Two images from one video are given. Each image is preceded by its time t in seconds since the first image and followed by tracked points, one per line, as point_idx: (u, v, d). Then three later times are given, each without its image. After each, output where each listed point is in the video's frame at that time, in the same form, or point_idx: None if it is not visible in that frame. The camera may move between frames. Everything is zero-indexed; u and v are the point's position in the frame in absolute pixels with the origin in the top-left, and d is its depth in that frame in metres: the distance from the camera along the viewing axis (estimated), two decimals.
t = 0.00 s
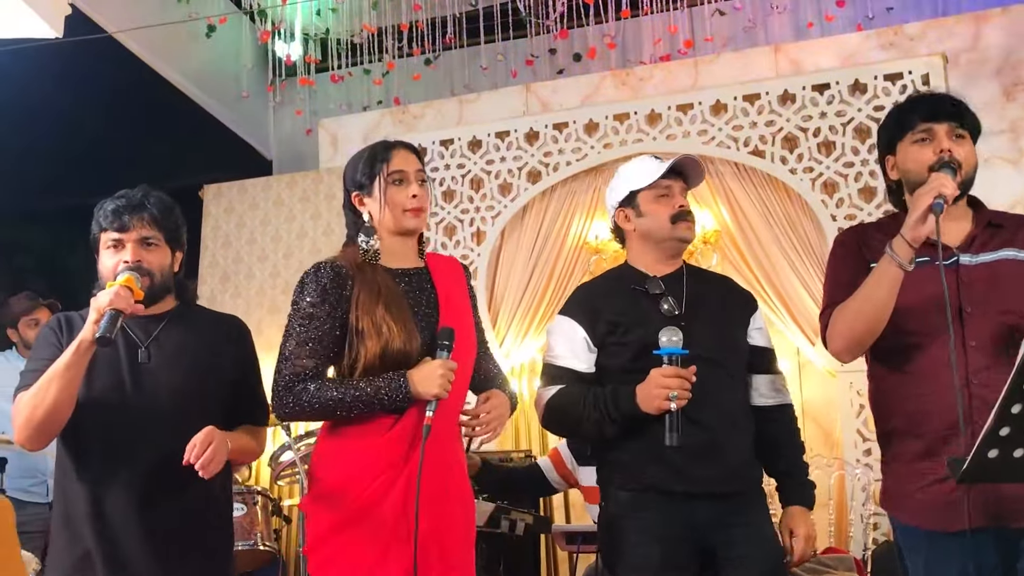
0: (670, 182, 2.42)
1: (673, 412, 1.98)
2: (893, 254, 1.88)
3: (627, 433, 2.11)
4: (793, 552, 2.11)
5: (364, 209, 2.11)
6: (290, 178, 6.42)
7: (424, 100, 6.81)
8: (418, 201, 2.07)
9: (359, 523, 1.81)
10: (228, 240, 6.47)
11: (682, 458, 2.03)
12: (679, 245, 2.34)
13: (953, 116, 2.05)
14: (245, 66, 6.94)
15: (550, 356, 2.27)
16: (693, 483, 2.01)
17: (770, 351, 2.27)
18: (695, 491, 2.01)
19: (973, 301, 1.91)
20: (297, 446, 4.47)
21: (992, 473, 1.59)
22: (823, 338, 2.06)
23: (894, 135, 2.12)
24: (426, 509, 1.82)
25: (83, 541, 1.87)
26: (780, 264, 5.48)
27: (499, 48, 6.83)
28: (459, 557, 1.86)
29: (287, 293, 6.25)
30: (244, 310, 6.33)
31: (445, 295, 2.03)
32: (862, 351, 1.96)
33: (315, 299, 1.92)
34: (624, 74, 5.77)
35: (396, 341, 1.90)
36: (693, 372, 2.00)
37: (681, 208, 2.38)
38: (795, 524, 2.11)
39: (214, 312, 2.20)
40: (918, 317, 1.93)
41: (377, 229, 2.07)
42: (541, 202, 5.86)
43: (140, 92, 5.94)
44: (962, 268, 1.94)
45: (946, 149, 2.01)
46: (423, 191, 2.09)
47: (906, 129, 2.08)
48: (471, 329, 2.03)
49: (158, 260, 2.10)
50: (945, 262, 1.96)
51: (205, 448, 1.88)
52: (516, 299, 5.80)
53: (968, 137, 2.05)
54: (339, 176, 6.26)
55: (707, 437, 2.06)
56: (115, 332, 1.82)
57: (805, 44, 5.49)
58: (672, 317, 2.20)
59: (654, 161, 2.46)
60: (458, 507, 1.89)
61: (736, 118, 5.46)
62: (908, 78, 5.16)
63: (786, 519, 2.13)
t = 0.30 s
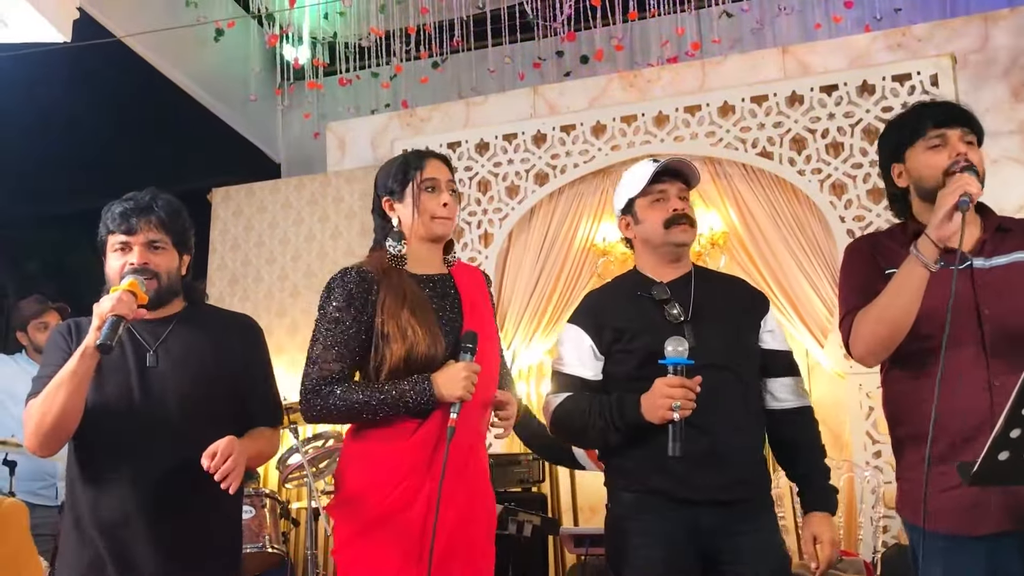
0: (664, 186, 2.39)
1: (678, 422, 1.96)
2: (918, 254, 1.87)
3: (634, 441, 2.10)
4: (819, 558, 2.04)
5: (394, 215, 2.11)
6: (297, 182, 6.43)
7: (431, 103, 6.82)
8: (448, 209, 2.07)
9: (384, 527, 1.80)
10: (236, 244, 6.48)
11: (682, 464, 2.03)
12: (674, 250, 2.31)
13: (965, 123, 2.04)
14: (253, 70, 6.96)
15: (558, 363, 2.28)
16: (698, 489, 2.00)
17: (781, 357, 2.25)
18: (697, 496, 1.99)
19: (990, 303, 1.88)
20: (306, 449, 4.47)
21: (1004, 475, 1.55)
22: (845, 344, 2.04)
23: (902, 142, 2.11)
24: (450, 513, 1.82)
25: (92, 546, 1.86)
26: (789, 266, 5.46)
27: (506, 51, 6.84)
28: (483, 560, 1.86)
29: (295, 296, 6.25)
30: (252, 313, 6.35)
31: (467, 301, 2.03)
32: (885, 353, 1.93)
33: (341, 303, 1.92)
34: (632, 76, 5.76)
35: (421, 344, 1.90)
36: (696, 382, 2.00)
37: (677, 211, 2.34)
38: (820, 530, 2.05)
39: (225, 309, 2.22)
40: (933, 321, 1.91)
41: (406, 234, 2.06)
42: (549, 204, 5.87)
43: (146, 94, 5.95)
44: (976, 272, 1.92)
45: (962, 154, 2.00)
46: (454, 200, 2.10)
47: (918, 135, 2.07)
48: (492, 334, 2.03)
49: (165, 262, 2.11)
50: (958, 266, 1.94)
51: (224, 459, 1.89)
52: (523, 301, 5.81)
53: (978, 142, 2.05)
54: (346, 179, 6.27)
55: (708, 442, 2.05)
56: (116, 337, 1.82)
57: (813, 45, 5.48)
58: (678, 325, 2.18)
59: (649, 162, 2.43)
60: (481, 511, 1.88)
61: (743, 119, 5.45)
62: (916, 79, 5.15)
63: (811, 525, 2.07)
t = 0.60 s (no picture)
0: (657, 191, 2.38)
1: (667, 428, 1.94)
2: (918, 251, 1.86)
3: (634, 448, 2.09)
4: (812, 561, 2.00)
5: (414, 211, 2.07)
6: (297, 182, 6.43)
7: (431, 104, 6.82)
8: (467, 216, 2.11)
9: (389, 527, 1.80)
10: (236, 245, 6.48)
11: (677, 469, 2.02)
12: (666, 256, 2.29)
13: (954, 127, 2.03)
14: (253, 71, 6.96)
15: (554, 370, 2.28)
16: (696, 493, 1.99)
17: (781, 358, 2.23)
18: (696, 500, 1.98)
19: (988, 311, 1.88)
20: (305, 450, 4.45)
21: (1002, 478, 1.54)
22: (845, 344, 2.04)
23: (900, 146, 2.10)
24: (456, 514, 1.82)
25: (89, 549, 1.85)
26: (791, 268, 5.46)
27: (507, 52, 6.83)
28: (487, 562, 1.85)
29: (294, 297, 6.25)
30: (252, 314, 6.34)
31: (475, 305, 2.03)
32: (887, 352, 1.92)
33: (353, 297, 1.90)
34: (632, 77, 5.76)
35: (433, 342, 1.89)
36: (687, 387, 1.97)
37: (670, 216, 2.33)
38: (813, 532, 2.01)
39: (225, 310, 2.22)
40: (933, 325, 1.91)
41: (423, 230, 2.05)
42: (549, 206, 5.88)
43: (146, 95, 5.94)
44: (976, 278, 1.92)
45: (958, 158, 1.99)
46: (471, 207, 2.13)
47: (914, 141, 2.06)
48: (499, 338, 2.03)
49: (162, 263, 2.10)
50: (957, 273, 1.94)
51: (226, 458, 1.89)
52: (523, 302, 5.81)
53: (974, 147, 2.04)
54: (346, 179, 6.27)
55: (701, 447, 2.04)
56: (110, 340, 1.82)
57: (814, 47, 5.48)
58: (673, 330, 2.17)
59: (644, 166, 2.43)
60: (484, 514, 1.88)
61: (743, 121, 5.44)
62: (917, 80, 5.14)
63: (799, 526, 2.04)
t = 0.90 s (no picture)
0: (645, 188, 2.37)
1: (652, 427, 1.93)
2: (906, 248, 1.88)
3: (621, 444, 2.08)
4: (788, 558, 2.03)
5: (410, 205, 2.05)
6: (287, 180, 6.41)
7: (422, 102, 6.80)
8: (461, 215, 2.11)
9: (381, 524, 1.79)
10: (225, 242, 6.46)
11: (665, 466, 2.01)
12: (654, 251, 2.29)
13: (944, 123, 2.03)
14: (244, 67, 6.92)
15: (540, 363, 2.28)
16: (685, 490, 1.99)
17: (768, 354, 2.23)
18: (687, 497, 1.98)
19: (977, 307, 1.88)
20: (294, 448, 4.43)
21: (991, 479, 1.54)
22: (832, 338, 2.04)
23: (894, 142, 2.10)
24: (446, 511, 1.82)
25: (71, 547, 1.84)
26: (781, 268, 5.49)
27: (498, 50, 6.81)
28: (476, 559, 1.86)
29: (283, 294, 6.23)
30: (241, 312, 6.32)
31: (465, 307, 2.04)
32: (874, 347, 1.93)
33: (353, 291, 1.87)
34: (624, 77, 5.75)
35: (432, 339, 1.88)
36: (673, 387, 1.96)
37: (657, 213, 2.32)
38: (788, 528, 2.03)
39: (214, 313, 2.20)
40: (921, 319, 1.90)
41: (421, 224, 2.04)
42: (539, 205, 5.87)
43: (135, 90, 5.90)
44: (966, 275, 1.91)
45: (947, 154, 2.00)
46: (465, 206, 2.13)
47: (906, 135, 2.07)
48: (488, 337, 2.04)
49: (152, 259, 2.08)
50: (949, 268, 1.93)
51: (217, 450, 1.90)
52: (513, 302, 5.82)
53: (967, 143, 2.04)
54: (337, 177, 6.25)
55: (690, 445, 2.03)
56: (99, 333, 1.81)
57: (805, 48, 5.48)
58: (662, 325, 2.16)
59: (631, 162, 2.42)
60: (473, 512, 1.88)
61: (734, 121, 5.44)
62: (907, 82, 5.15)
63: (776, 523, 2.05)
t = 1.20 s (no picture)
0: (629, 183, 2.37)
1: (639, 425, 1.93)
2: (885, 241, 1.87)
3: (605, 441, 2.07)
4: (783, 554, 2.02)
5: (385, 193, 2.02)
6: (270, 173, 6.36)
7: (406, 96, 6.76)
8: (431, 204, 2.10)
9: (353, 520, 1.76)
10: (207, 235, 6.41)
11: (651, 462, 2.01)
12: (637, 246, 2.28)
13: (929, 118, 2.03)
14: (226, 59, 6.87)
15: (524, 358, 2.26)
16: (669, 485, 1.98)
17: (752, 349, 2.22)
18: (675, 492, 1.98)
19: (963, 303, 1.87)
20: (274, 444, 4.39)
21: (973, 475, 1.53)
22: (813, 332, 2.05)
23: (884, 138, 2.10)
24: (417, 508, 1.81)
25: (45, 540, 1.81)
26: (762, 266, 5.49)
27: (483, 45, 6.78)
28: (447, 555, 1.85)
29: (265, 288, 6.19)
30: (222, 306, 6.29)
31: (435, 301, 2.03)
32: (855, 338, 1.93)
33: (327, 280, 1.84)
34: (608, 74, 5.78)
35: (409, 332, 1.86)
36: (660, 383, 1.96)
37: (640, 208, 2.31)
38: (780, 524, 2.03)
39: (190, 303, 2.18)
40: (905, 313, 1.90)
41: (394, 212, 2.01)
42: (524, 200, 5.86)
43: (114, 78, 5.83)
44: (953, 270, 1.90)
45: (932, 144, 1.99)
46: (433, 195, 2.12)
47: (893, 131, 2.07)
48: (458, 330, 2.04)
49: (131, 248, 2.06)
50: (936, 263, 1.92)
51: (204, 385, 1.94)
52: (496, 298, 5.80)
53: (954, 136, 2.03)
54: (319, 170, 6.21)
55: (674, 441, 2.03)
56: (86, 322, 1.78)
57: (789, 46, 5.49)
58: (645, 320, 2.15)
59: (616, 157, 2.41)
60: (443, 509, 1.87)
61: (718, 118, 5.44)
62: (891, 80, 5.15)
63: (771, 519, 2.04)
